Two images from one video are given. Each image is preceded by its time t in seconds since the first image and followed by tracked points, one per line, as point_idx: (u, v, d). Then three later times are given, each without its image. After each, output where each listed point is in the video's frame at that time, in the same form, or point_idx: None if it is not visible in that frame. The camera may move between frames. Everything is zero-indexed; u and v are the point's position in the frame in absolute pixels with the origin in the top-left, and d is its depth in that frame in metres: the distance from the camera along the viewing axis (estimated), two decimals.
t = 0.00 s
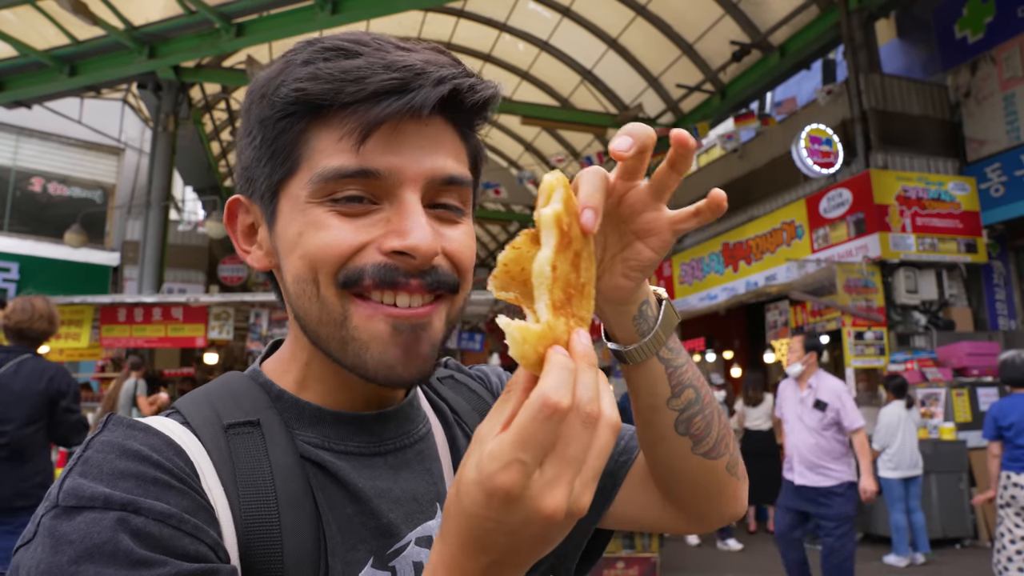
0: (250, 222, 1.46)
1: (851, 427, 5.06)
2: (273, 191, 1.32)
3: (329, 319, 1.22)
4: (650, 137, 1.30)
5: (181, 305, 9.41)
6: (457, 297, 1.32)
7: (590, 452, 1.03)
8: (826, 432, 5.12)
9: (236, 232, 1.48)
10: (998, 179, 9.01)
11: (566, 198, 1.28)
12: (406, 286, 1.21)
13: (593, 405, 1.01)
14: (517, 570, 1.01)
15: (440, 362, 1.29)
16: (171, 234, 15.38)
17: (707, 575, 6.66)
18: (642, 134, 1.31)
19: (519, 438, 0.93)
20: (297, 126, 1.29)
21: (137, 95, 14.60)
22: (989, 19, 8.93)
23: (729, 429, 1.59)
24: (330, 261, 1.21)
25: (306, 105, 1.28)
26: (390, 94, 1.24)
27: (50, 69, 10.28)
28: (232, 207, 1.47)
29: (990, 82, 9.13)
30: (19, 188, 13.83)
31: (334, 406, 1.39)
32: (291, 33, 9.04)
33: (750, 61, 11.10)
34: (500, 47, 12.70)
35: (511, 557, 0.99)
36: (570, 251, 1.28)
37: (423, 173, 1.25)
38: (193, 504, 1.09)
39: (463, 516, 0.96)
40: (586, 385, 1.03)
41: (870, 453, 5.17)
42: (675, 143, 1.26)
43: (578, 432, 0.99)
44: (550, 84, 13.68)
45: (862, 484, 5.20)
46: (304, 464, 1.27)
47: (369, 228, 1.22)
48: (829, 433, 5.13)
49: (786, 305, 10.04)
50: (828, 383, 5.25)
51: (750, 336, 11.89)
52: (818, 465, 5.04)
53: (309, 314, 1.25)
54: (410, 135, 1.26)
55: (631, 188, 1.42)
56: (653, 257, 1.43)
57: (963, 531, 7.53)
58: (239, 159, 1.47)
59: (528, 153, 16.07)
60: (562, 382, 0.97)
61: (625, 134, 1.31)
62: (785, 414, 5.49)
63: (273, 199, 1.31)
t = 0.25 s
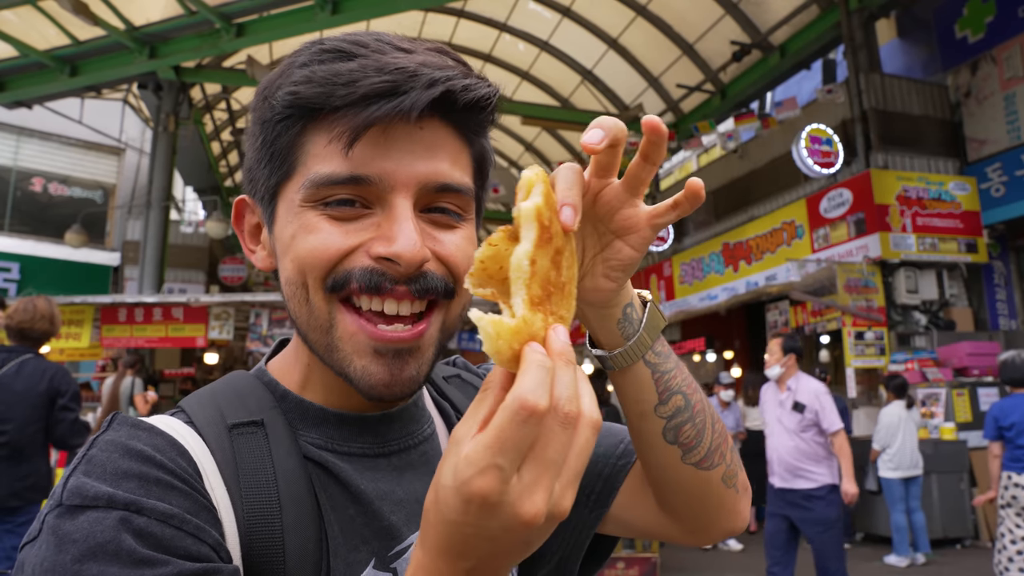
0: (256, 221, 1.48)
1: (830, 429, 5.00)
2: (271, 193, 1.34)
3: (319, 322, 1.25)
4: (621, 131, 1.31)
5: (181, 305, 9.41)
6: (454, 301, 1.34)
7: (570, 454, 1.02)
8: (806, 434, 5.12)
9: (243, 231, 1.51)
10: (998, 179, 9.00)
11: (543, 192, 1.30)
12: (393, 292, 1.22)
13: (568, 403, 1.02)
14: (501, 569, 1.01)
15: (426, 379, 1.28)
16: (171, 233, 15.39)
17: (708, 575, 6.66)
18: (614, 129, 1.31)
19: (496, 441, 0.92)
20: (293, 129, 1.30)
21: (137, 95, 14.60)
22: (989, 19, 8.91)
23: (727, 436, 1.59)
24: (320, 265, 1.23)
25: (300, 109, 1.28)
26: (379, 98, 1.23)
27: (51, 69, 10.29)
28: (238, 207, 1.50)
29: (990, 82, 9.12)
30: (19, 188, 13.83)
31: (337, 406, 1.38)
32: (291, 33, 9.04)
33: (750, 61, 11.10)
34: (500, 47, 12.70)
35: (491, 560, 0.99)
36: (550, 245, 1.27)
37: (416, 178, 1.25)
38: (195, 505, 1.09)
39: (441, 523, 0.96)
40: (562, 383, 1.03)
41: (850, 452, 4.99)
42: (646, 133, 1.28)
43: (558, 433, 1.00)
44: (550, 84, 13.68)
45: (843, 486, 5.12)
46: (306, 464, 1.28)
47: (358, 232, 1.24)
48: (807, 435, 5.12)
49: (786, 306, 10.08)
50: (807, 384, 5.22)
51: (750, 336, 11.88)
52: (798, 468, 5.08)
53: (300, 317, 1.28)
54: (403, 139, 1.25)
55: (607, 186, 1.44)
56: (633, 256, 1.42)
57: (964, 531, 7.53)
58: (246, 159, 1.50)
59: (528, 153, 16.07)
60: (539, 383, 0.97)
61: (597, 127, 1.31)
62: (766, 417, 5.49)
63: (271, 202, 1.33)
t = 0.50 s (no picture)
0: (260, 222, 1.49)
1: (804, 426, 5.11)
2: (275, 195, 1.34)
3: (323, 322, 1.26)
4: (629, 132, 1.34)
5: (181, 305, 9.41)
6: (460, 301, 1.35)
7: (568, 461, 1.03)
8: (781, 432, 5.20)
9: (246, 231, 1.51)
10: (998, 180, 9.00)
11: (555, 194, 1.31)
12: (397, 297, 1.22)
13: (564, 409, 1.02)
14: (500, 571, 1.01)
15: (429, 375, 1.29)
16: (172, 233, 15.39)
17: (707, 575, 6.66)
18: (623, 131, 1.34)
19: (492, 448, 0.93)
20: (297, 132, 1.30)
21: (137, 95, 14.62)
22: (989, 19, 8.98)
23: (732, 441, 1.59)
24: (326, 267, 1.23)
25: (306, 113, 1.29)
26: (387, 105, 1.23)
27: (52, 69, 10.31)
28: (242, 206, 1.50)
29: (990, 83, 9.12)
30: (20, 188, 13.84)
31: (338, 407, 1.38)
32: (291, 33, 9.04)
33: (751, 62, 11.11)
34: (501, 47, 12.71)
35: (487, 565, 0.99)
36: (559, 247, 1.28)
37: (421, 183, 1.26)
38: (194, 505, 1.09)
39: (434, 526, 0.97)
40: (561, 390, 1.04)
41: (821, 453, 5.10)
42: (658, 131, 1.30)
43: (554, 441, 1.00)
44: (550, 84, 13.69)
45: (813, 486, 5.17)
46: (307, 465, 1.28)
47: (363, 236, 1.24)
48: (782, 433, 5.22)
49: (786, 306, 9.94)
50: (783, 383, 5.31)
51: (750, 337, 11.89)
52: (774, 467, 5.15)
53: (304, 317, 1.28)
54: (411, 145, 1.25)
55: (619, 187, 1.44)
56: (643, 258, 1.43)
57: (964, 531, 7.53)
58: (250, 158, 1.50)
59: (529, 153, 16.07)
60: (536, 391, 0.97)
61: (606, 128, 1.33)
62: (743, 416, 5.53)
63: (275, 204, 1.33)
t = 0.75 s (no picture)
0: (255, 228, 1.46)
1: (784, 429, 5.16)
2: (280, 200, 1.32)
3: (341, 328, 1.25)
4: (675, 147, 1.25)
5: (181, 306, 9.41)
6: (467, 302, 1.35)
7: (569, 485, 1.02)
8: (762, 434, 5.26)
9: (240, 237, 1.49)
10: (998, 182, 9.01)
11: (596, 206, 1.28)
12: (419, 297, 1.23)
13: (571, 431, 0.99)
14: None
15: (447, 375, 1.30)
16: (172, 233, 15.40)
17: None
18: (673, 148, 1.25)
19: (485, 464, 0.94)
20: (304, 135, 1.29)
21: (138, 95, 14.62)
22: (989, 21, 9.01)
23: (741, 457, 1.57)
24: (342, 273, 1.22)
25: (314, 117, 1.28)
26: (402, 108, 1.24)
27: (53, 69, 10.32)
28: (236, 212, 1.48)
29: (990, 85, 9.13)
30: (20, 188, 13.82)
31: (340, 410, 1.39)
32: (292, 34, 9.05)
33: (751, 63, 11.13)
34: (501, 48, 12.72)
35: None
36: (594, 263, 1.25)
37: (433, 183, 1.26)
38: (191, 506, 1.09)
39: (432, 532, 0.98)
40: (569, 409, 1.02)
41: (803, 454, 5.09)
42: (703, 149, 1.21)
43: (555, 461, 0.99)
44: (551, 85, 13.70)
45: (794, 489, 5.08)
46: (304, 466, 1.28)
47: (380, 239, 1.23)
48: (762, 435, 5.28)
49: (785, 308, 9.90)
50: (764, 385, 5.37)
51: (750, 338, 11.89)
52: (757, 469, 5.22)
53: (321, 325, 1.26)
54: (422, 147, 1.26)
55: (658, 204, 1.37)
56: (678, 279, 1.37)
57: (964, 533, 7.52)
58: (243, 163, 1.47)
59: (529, 154, 16.08)
60: (535, 407, 0.96)
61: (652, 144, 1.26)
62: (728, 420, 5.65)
63: (283, 208, 1.31)
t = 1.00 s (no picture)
0: (244, 236, 1.45)
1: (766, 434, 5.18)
2: (277, 208, 1.31)
3: (350, 334, 1.23)
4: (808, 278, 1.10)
5: (181, 306, 9.39)
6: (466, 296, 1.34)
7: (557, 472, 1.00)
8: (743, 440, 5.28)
9: (229, 247, 1.47)
10: (998, 184, 8.99)
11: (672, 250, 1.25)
12: (430, 295, 1.23)
13: (552, 417, 1.00)
14: None
15: (458, 366, 1.32)
16: (171, 234, 15.40)
17: None
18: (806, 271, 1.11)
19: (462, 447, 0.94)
20: (299, 141, 1.27)
21: (138, 96, 14.63)
22: (989, 23, 8.94)
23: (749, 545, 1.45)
24: (347, 278, 1.21)
25: (309, 122, 1.26)
26: (400, 108, 1.24)
27: (53, 69, 10.32)
28: (223, 221, 1.46)
29: (991, 87, 9.11)
30: (20, 188, 13.81)
31: (337, 411, 1.38)
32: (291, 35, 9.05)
33: (751, 65, 11.14)
34: (501, 49, 12.72)
35: None
36: (621, 287, 1.28)
37: (436, 180, 1.26)
38: (187, 510, 1.08)
39: (425, 534, 0.97)
40: (551, 394, 1.02)
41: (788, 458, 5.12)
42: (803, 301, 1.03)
43: (536, 445, 0.97)
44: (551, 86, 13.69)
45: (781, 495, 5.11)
46: (302, 467, 1.27)
47: (388, 239, 1.22)
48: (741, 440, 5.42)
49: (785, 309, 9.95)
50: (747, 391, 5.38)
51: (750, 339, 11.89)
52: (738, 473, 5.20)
53: (330, 331, 1.25)
54: (419, 145, 1.25)
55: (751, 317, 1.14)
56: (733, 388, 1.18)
57: (963, 535, 7.50)
58: (229, 173, 1.44)
59: (529, 155, 16.09)
60: (512, 386, 0.97)
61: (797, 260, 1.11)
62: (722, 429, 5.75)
63: (280, 217, 1.29)
